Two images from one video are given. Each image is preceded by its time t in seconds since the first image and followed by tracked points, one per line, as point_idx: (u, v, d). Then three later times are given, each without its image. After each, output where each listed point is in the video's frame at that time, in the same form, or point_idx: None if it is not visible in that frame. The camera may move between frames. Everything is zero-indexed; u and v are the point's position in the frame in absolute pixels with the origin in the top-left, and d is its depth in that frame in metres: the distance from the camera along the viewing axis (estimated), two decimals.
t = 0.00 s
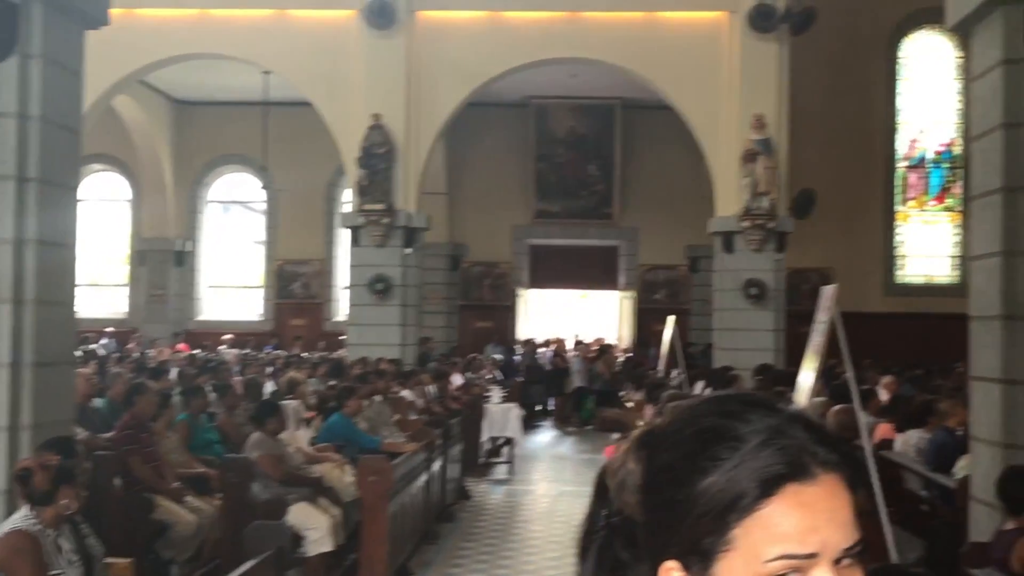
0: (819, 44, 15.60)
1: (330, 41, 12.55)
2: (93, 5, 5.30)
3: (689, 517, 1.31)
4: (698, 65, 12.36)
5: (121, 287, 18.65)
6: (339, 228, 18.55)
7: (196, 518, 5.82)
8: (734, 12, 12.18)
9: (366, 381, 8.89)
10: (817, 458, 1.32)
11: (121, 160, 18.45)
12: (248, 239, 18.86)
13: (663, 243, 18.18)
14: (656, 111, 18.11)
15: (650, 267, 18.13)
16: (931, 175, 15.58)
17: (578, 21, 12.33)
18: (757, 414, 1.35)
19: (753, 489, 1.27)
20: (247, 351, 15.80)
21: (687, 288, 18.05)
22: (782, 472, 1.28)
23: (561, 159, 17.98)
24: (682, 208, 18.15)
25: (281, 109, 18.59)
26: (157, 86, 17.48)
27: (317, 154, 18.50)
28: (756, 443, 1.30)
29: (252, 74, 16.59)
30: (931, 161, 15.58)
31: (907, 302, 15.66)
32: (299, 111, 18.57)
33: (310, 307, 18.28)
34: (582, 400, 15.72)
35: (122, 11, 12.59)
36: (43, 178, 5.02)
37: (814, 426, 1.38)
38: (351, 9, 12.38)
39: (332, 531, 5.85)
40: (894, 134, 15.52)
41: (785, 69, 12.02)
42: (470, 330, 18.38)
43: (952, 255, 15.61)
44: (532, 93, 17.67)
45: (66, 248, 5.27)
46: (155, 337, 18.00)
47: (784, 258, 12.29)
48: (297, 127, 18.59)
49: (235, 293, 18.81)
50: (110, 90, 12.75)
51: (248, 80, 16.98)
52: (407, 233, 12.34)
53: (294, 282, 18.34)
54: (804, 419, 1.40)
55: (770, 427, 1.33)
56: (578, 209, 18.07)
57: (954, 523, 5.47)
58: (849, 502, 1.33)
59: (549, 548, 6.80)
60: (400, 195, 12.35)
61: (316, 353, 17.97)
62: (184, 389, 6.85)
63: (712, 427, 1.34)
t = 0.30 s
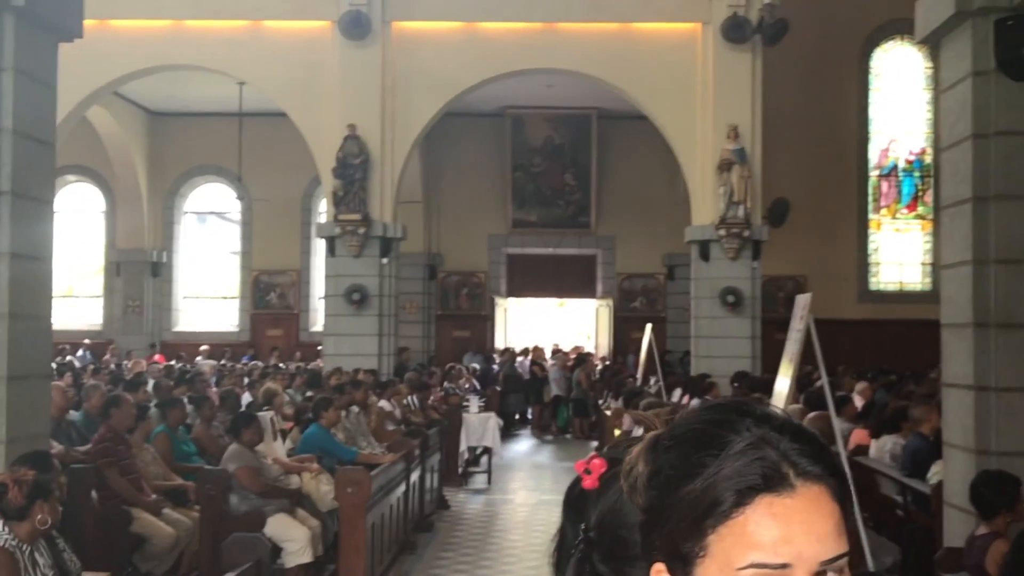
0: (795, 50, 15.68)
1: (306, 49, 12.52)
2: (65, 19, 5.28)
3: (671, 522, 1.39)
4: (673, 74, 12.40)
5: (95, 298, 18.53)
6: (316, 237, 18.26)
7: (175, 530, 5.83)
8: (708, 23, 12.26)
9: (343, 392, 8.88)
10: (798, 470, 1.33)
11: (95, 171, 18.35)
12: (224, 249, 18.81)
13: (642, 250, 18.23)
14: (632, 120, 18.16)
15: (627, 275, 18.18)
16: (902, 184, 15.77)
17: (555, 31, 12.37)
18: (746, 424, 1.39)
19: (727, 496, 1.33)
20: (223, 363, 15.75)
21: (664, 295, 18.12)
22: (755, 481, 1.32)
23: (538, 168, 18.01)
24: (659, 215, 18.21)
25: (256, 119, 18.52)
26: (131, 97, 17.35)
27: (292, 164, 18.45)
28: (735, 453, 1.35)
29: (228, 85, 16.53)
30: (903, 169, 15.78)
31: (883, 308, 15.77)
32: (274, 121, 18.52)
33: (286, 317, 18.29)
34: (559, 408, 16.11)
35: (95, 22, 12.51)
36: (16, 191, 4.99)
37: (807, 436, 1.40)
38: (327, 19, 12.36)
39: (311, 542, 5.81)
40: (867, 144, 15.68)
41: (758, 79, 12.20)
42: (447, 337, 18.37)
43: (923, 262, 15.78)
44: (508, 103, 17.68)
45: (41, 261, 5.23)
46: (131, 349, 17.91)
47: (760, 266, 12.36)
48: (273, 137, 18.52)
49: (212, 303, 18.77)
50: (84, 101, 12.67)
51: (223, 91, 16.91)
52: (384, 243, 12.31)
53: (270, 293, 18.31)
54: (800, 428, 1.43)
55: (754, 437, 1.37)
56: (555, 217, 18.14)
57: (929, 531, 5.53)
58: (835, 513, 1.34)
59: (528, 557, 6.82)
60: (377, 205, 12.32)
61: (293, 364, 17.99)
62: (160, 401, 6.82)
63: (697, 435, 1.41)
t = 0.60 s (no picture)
0: (786, 58, 15.74)
1: (297, 59, 12.54)
2: (55, 31, 5.28)
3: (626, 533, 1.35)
4: (662, 82, 12.43)
5: (85, 309, 18.50)
6: (305, 247, 18.43)
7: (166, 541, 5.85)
8: (696, 31, 12.32)
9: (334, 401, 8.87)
10: (741, 487, 1.25)
11: (85, 181, 18.32)
12: (215, 259, 18.80)
13: (633, 258, 18.25)
14: (622, 128, 18.21)
15: (617, 283, 18.20)
16: (891, 190, 15.84)
17: (545, 39, 12.42)
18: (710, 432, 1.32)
19: (668, 509, 1.27)
20: (214, 373, 15.75)
21: (655, 302, 18.14)
22: (695, 497, 1.25)
23: (528, 176, 18.05)
24: (649, 222, 18.24)
25: (246, 129, 18.52)
26: (122, 107, 17.33)
27: (283, 174, 18.47)
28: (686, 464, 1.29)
29: (219, 95, 16.55)
30: (892, 175, 15.83)
31: (874, 315, 15.82)
32: (265, 131, 18.54)
33: (277, 327, 18.29)
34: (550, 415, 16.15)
35: (84, 32, 12.50)
36: (7, 202, 4.99)
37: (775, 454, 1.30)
38: (317, 28, 12.37)
39: (303, 551, 5.82)
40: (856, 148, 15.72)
41: (745, 87, 12.28)
42: (438, 346, 18.36)
43: (912, 268, 15.88)
44: (498, 112, 17.73)
45: (32, 272, 5.23)
46: (121, 359, 17.87)
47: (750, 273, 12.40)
48: (263, 147, 18.53)
49: (203, 313, 18.76)
50: (73, 111, 12.65)
51: (214, 101, 16.92)
52: (375, 252, 12.30)
53: (261, 302, 18.31)
54: (774, 446, 1.33)
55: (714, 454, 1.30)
56: (545, 226, 18.18)
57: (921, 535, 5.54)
58: (786, 538, 1.24)
59: (520, 566, 6.80)
60: (367, 215, 12.32)
61: (284, 374, 17.99)
62: (151, 412, 6.79)
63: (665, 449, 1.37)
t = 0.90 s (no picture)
0: (791, 63, 15.73)
1: (303, 67, 12.57)
2: (60, 36, 5.29)
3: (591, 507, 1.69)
4: (666, 88, 12.45)
5: (92, 318, 18.50)
6: (312, 254, 18.43)
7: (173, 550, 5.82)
8: (700, 35, 12.31)
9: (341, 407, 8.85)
10: (680, 481, 1.57)
11: (91, 189, 18.34)
12: (222, 267, 18.79)
13: (640, 265, 18.22)
14: (627, 133, 18.21)
15: (624, 289, 18.18)
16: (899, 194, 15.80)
17: (549, 45, 12.44)
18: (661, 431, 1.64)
19: (621, 496, 1.60)
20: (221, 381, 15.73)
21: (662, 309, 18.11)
22: (640, 487, 1.58)
23: (533, 182, 18.03)
24: (655, 228, 18.23)
25: (252, 136, 18.56)
26: (128, 115, 17.38)
27: (290, 182, 18.50)
28: (637, 459, 1.61)
29: (225, 102, 16.58)
30: (899, 179, 15.81)
31: (883, 321, 15.76)
32: (271, 138, 18.57)
33: (284, 334, 18.26)
34: (556, 423, 16.12)
35: (90, 41, 12.53)
36: (14, 210, 4.99)
37: (718, 449, 1.61)
38: (322, 36, 12.40)
39: (311, 559, 5.78)
40: (863, 152, 15.71)
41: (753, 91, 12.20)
42: (445, 353, 18.33)
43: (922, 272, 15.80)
44: (502, 118, 17.75)
45: (39, 279, 5.24)
46: (128, 367, 17.85)
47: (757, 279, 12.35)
48: (269, 154, 18.56)
49: (210, 321, 18.76)
50: (80, 120, 12.68)
51: (218, 109, 16.97)
52: (381, 258, 12.30)
53: (268, 310, 18.31)
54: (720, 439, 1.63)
55: (663, 446, 1.62)
56: (550, 232, 18.14)
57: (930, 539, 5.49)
58: (720, 527, 1.56)
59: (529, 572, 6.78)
60: (374, 221, 12.34)
61: (292, 381, 17.96)
62: (158, 420, 6.77)
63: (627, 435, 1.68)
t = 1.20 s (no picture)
0: (809, 65, 15.67)
1: (321, 73, 12.61)
2: (80, 40, 5.32)
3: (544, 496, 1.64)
4: (686, 89, 12.44)
5: (114, 323, 18.61)
6: (332, 259, 18.45)
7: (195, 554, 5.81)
8: (721, 35, 12.26)
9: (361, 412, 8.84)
10: (634, 459, 1.54)
11: (112, 196, 18.44)
12: (240, 272, 18.82)
13: (658, 269, 18.17)
14: (645, 136, 18.18)
15: (643, 292, 18.15)
16: (922, 195, 15.70)
17: (567, 47, 12.43)
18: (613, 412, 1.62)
19: (574, 477, 1.56)
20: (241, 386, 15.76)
21: (682, 313, 18.06)
22: (592, 465, 1.55)
23: (551, 186, 17.99)
24: (674, 232, 18.18)
25: (272, 142, 18.64)
26: (148, 121, 17.49)
27: (309, 187, 18.55)
28: (589, 439, 1.59)
29: (244, 108, 16.65)
30: (922, 180, 15.70)
31: (905, 324, 15.66)
32: (290, 144, 18.64)
33: (304, 339, 18.27)
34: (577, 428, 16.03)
35: (111, 47, 12.62)
36: (36, 215, 5.01)
37: (669, 430, 1.59)
38: (339, 40, 12.43)
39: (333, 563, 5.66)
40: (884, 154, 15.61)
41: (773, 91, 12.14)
42: (464, 357, 18.32)
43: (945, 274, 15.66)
44: (520, 121, 17.74)
45: (61, 285, 5.25)
46: (150, 372, 17.93)
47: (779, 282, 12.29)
48: (288, 159, 18.63)
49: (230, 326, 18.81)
50: (101, 127, 12.77)
51: (238, 114, 17.07)
52: (400, 263, 12.30)
53: (288, 315, 18.34)
54: (672, 421, 1.62)
55: (616, 427, 1.59)
56: (569, 235, 18.11)
57: (956, 542, 5.43)
58: (672, 506, 1.52)
59: None
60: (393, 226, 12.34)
61: (312, 385, 17.99)
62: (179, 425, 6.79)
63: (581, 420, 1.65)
